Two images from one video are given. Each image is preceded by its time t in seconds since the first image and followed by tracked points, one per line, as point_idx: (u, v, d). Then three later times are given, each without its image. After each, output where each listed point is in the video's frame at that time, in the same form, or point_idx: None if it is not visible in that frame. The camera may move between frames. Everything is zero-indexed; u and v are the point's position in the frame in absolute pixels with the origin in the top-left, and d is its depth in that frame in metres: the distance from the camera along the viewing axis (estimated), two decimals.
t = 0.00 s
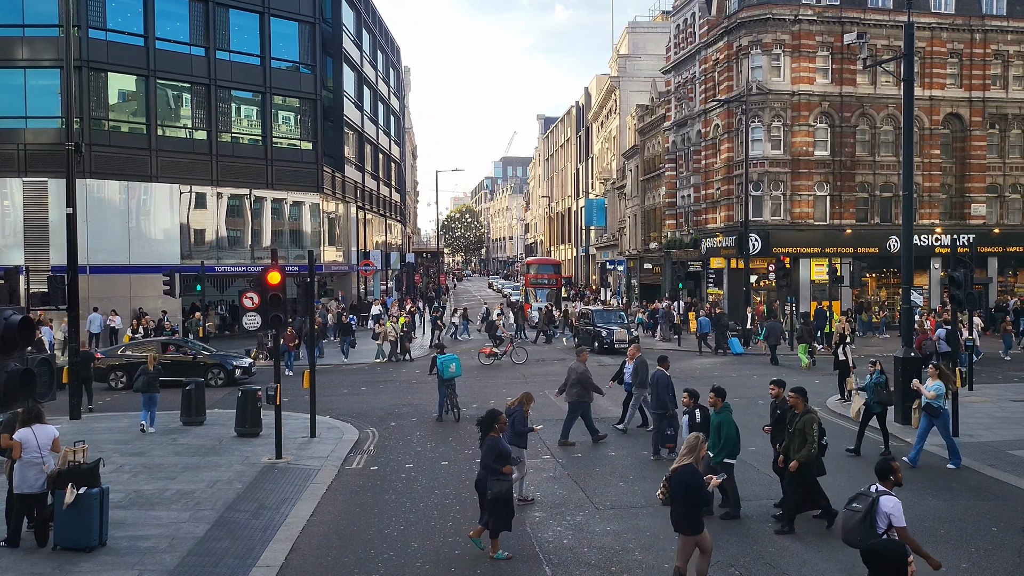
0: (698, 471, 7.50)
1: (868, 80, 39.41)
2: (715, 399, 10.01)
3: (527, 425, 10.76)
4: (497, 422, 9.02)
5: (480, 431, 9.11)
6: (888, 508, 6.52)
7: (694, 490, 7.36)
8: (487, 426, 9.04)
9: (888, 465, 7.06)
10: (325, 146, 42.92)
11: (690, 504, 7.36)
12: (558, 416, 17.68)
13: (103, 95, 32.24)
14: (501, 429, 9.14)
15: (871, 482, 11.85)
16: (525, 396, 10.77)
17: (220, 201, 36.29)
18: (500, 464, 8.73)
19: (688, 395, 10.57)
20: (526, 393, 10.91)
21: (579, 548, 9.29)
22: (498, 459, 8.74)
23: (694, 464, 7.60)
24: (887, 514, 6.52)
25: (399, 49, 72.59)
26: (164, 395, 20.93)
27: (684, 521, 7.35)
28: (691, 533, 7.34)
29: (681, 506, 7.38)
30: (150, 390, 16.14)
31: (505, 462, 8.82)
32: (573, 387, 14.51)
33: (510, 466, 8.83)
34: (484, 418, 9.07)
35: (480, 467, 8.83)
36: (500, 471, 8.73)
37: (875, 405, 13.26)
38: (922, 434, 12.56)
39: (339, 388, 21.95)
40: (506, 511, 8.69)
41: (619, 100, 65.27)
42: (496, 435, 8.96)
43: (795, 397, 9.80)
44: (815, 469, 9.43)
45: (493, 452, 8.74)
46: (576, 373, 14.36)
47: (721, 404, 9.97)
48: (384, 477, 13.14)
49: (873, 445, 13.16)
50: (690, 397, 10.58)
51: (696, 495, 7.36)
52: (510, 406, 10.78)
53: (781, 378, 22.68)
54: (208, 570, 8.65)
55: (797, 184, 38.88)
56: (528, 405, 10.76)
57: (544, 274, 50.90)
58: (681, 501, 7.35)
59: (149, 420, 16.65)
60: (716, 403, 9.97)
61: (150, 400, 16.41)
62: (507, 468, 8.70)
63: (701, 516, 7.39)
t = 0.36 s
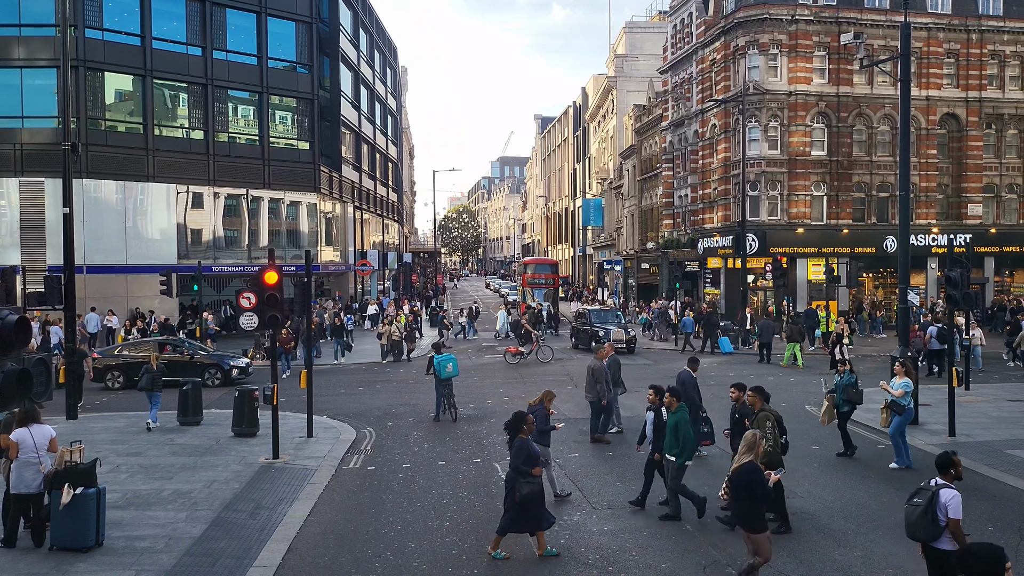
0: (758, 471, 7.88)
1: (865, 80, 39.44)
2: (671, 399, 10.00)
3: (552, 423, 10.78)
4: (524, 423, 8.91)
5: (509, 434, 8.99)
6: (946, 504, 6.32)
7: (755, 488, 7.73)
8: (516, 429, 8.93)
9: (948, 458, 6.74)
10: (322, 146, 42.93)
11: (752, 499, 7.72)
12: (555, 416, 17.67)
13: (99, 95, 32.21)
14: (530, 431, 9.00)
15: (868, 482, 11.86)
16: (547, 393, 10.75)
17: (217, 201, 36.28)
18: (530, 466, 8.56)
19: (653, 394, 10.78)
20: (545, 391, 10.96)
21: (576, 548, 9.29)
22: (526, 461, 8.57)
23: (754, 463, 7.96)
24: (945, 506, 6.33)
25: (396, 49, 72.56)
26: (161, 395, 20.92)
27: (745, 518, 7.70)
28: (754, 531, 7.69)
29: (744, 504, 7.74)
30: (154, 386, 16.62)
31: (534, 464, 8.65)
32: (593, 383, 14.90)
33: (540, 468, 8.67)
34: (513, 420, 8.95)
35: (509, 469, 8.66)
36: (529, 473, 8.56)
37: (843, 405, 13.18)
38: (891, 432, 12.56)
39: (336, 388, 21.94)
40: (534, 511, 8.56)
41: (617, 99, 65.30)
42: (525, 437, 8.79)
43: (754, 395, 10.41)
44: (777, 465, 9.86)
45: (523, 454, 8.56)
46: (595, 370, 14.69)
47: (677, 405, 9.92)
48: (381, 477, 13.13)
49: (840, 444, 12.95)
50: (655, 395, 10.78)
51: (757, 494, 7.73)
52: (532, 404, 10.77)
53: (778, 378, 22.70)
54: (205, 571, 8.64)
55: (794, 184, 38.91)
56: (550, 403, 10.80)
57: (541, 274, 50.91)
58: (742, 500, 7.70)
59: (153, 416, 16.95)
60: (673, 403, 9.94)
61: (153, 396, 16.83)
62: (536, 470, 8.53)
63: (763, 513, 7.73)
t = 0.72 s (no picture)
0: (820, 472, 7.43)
1: (863, 80, 39.46)
2: (632, 403, 9.76)
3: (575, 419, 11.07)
4: (556, 420, 8.76)
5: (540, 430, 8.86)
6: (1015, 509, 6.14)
7: (815, 492, 7.40)
8: (546, 426, 8.80)
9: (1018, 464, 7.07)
10: (320, 146, 42.92)
11: (813, 504, 7.46)
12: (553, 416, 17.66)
13: (97, 94, 32.16)
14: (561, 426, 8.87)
15: (867, 482, 11.83)
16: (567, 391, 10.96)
17: (215, 200, 36.29)
18: (559, 463, 8.54)
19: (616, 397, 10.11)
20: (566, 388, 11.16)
21: (575, 548, 9.29)
22: (557, 459, 8.53)
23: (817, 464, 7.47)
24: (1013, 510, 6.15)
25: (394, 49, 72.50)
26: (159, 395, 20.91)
27: (807, 520, 7.47)
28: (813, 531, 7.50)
29: (805, 506, 7.48)
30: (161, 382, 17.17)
31: (563, 461, 8.61)
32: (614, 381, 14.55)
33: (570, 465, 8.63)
34: (543, 416, 8.82)
35: (538, 464, 8.63)
36: (558, 470, 8.52)
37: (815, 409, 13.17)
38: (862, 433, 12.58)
39: (334, 388, 21.93)
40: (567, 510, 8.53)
41: (615, 99, 65.30)
42: (556, 433, 8.72)
43: (714, 394, 9.82)
44: (733, 466, 9.48)
45: (552, 450, 8.53)
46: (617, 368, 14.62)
47: (637, 409, 9.73)
48: (379, 477, 13.12)
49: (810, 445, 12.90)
50: (618, 397, 10.21)
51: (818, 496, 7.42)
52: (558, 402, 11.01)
53: (776, 378, 22.70)
54: (203, 571, 8.63)
55: (792, 184, 38.96)
56: (575, 399, 11.06)
57: (539, 274, 50.92)
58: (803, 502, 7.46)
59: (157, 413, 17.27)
60: (632, 408, 9.75)
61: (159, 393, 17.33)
62: (565, 468, 8.49)
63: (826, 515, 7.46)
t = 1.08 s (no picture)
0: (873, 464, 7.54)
1: (861, 81, 39.50)
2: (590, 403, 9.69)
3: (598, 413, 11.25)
4: (587, 421, 8.71)
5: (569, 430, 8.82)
6: None
7: (870, 484, 7.47)
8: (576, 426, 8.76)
9: None
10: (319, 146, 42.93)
11: (868, 497, 7.47)
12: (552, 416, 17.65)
13: (96, 94, 32.15)
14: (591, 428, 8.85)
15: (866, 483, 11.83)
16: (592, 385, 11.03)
17: (213, 201, 36.27)
18: (593, 465, 8.41)
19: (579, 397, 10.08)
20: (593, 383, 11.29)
21: (573, 548, 9.29)
22: (591, 460, 8.42)
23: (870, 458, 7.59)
24: None
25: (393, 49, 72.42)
26: (158, 395, 20.92)
27: (862, 515, 7.45)
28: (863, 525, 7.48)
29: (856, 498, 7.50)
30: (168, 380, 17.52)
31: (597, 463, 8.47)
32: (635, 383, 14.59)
33: (602, 467, 8.53)
34: (575, 416, 8.79)
35: (572, 466, 8.50)
36: (592, 472, 8.42)
37: (786, 411, 13.01)
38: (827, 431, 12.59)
39: (333, 388, 21.94)
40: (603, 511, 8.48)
41: (614, 100, 65.34)
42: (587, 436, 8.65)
43: (679, 398, 9.75)
44: (694, 470, 9.35)
45: (586, 453, 8.38)
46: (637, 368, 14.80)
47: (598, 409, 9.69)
48: (378, 477, 13.12)
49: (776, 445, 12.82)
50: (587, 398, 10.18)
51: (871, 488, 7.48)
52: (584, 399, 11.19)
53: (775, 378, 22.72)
54: (201, 571, 8.63)
55: (791, 184, 39.01)
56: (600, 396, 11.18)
57: (538, 274, 50.96)
58: (856, 494, 7.49)
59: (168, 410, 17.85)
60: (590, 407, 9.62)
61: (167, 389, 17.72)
62: (598, 470, 8.39)
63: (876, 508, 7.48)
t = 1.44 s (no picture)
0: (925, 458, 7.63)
1: (860, 81, 39.52)
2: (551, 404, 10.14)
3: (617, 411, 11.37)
4: (617, 422, 9.00)
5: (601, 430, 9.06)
6: None
7: (924, 478, 7.59)
8: (608, 426, 9.01)
9: None
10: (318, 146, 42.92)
11: (920, 489, 7.63)
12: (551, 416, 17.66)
13: (95, 94, 32.13)
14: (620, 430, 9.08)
15: (865, 483, 11.83)
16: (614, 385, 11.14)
17: (212, 201, 36.25)
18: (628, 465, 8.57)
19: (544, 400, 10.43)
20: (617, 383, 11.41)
21: (572, 548, 9.29)
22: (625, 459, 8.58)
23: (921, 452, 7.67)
24: None
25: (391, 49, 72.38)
26: (157, 396, 20.92)
27: (912, 507, 7.63)
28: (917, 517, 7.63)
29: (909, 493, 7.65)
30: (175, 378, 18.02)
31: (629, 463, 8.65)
32: (656, 380, 14.44)
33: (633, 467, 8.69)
34: (606, 417, 9.05)
35: (607, 465, 8.61)
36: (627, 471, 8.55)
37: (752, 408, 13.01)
38: (798, 434, 12.50)
39: (332, 389, 21.95)
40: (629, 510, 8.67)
41: (613, 100, 65.39)
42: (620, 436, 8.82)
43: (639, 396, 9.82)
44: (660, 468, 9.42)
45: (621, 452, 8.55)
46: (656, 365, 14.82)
47: (557, 408, 10.07)
48: (377, 477, 13.14)
49: (750, 446, 12.64)
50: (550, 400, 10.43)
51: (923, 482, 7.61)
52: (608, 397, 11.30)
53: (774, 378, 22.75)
54: (201, 571, 8.63)
55: (790, 184, 38.99)
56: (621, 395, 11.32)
57: (536, 274, 50.97)
58: (909, 487, 7.64)
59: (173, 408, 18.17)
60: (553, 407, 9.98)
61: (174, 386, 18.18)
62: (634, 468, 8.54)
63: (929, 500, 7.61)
